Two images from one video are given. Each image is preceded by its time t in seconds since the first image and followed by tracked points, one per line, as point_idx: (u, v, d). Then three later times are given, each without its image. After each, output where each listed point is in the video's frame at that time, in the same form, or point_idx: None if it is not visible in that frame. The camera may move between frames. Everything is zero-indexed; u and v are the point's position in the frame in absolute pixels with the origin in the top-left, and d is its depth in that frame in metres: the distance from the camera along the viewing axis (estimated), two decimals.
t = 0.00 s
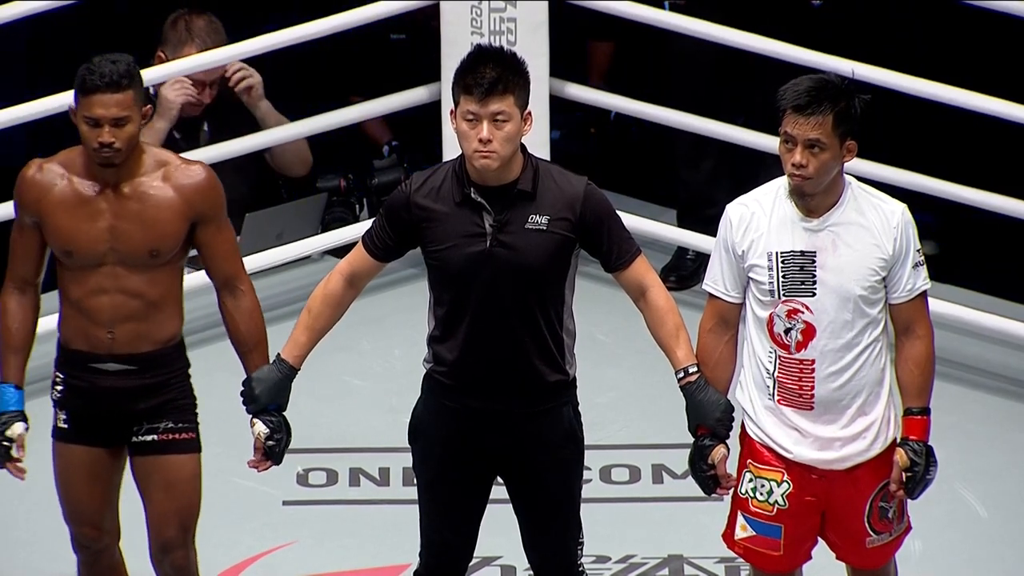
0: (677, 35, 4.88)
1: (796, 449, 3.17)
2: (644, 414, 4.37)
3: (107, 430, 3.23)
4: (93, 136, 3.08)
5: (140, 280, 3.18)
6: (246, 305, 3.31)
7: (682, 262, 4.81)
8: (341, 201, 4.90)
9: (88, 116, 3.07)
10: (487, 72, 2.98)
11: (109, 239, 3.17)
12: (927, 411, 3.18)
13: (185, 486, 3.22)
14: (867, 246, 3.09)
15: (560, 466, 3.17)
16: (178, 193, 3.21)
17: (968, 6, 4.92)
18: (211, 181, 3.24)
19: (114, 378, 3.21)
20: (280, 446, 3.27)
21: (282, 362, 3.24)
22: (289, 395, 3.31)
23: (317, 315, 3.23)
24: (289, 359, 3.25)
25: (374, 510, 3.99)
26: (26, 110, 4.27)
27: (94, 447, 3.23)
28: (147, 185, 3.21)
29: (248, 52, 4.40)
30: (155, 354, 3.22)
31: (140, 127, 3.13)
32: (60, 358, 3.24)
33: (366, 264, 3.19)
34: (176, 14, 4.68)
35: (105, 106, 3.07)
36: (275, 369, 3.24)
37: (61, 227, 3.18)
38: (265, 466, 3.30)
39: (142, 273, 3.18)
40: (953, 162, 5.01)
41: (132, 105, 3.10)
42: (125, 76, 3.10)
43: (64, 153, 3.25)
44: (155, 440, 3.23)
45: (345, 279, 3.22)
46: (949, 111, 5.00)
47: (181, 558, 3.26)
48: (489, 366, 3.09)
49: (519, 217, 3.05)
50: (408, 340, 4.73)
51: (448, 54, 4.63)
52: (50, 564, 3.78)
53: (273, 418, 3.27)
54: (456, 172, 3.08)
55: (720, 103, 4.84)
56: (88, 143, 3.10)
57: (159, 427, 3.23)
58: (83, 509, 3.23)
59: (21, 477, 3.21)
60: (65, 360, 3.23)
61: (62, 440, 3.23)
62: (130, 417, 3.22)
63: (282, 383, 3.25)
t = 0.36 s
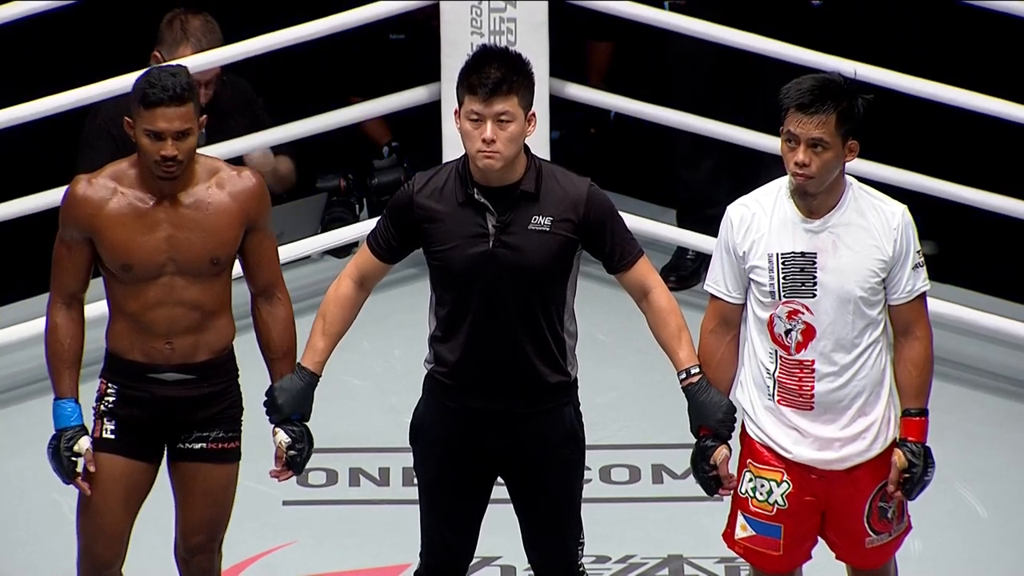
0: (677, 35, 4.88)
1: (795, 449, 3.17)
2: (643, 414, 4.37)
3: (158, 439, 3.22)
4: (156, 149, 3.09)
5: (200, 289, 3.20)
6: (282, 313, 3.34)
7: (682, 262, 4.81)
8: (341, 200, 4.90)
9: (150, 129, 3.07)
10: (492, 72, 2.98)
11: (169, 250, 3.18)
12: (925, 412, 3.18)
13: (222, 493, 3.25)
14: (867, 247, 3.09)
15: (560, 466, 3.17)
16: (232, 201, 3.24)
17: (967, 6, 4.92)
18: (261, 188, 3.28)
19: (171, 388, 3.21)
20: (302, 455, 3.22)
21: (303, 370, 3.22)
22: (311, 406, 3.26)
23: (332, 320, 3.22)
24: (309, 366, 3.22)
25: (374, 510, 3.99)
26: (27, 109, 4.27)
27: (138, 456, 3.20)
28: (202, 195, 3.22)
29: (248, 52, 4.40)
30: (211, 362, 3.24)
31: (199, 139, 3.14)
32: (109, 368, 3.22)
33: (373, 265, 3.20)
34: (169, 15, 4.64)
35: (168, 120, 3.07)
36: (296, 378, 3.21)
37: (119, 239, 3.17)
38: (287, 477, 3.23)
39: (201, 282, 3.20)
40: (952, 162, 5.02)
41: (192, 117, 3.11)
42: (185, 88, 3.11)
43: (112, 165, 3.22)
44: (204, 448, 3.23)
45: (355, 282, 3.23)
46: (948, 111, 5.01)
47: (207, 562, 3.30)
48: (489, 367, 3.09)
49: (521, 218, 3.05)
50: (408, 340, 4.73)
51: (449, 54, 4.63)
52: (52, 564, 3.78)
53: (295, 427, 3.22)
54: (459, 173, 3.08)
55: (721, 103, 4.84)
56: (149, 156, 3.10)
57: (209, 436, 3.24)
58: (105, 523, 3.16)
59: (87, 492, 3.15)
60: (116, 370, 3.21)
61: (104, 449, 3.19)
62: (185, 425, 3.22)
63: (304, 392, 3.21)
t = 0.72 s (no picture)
0: (677, 35, 4.89)
1: (796, 448, 3.17)
2: (643, 414, 4.37)
3: (165, 448, 3.23)
4: (165, 164, 3.09)
5: (209, 302, 3.21)
6: (291, 320, 3.36)
7: (682, 262, 4.81)
8: (341, 200, 4.90)
9: (161, 144, 3.08)
10: (498, 71, 2.98)
11: (178, 263, 3.19)
12: (926, 410, 3.18)
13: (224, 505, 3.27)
14: (868, 247, 3.10)
15: (561, 466, 3.17)
16: (243, 214, 3.24)
17: (967, 6, 4.93)
18: (273, 203, 3.28)
19: (180, 399, 3.21)
20: (314, 459, 3.25)
21: (316, 376, 3.22)
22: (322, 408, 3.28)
23: (341, 323, 3.22)
24: (321, 372, 3.23)
25: (374, 510, 3.99)
26: (26, 109, 4.26)
27: (146, 465, 3.19)
28: (213, 208, 3.22)
29: (247, 52, 4.39)
30: (220, 375, 3.25)
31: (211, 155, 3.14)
32: (116, 376, 3.23)
33: (376, 267, 3.21)
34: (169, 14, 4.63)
35: (179, 136, 3.07)
36: (309, 383, 3.21)
37: (129, 251, 3.18)
38: (300, 480, 3.27)
39: (210, 295, 3.21)
40: (952, 161, 5.02)
41: (204, 133, 3.11)
42: (197, 103, 3.11)
43: (124, 177, 3.23)
44: (208, 459, 3.25)
45: (361, 284, 3.23)
46: (947, 111, 5.01)
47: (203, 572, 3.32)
48: (491, 366, 3.09)
49: (524, 218, 3.06)
50: (408, 340, 4.72)
51: (449, 54, 4.63)
52: (52, 564, 3.78)
53: (307, 432, 3.24)
54: (463, 173, 3.08)
55: (721, 103, 4.84)
56: (159, 171, 3.10)
57: (213, 448, 3.25)
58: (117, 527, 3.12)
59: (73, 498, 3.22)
60: (123, 378, 3.22)
61: (111, 457, 3.17)
62: (193, 436, 3.23)
63: (316, 398, 3.22)
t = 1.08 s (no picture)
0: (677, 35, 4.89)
1: (796, 448, 3.17)
2: (643, 414, 4.37)
3: (139, 462, 3.20)
4: (142, 158, 3.09)
5: (182, 307, 3.20)
6: (276, 322, 3.36)
7: (682, 262, 4.81)
8: (341, 200, 4.89)
9: (138, 138, 3.08)
10: (500, 73, 2.98)
11: (153, 267, 3.18)
12: (927, 408, 3.19)
13: (206, 516, 3.26)
14: (867, 245, 3.10)
15: (562, 466, 3.17)
16: (216, 218, 3.25)
17: (967, 6, 4.93)
18: (245, 206, 3.29)
19: (151, 409, 3.19)
20: (315, 459, 3.24)
21: (314, 373, 3.21)
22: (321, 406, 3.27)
23: (342, 324, 3.22)
24: (321, 370, 3.22)
25: (374, 510, 3.99)
26: (26, 110, 4.26)
27: (123, 480, 3.18)
28: (186, 212, 3.23)
29: (245, 52, 4.39)
30: (190, 384, 3.23)
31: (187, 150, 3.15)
32: (84, 390, 3.21)
33: (375, 268, 3.21)
34: (168, 13, 4.63)
35: (155, 127, 3.08)
36: (307, 381, 3.20)
37: (102, 255, 3.17)
38: (302, 481, 3.27)
39: (183, 300, 3.20)
40: (952, 161, 5.02)
41: (179, 127, 3.12)
42: (172, 99, 3.13)
43: (96, 182, 3.23)
44: (186, 471, 3.23)
45: (359, 286, 3.23)
46: (946, 111, 5.01)
47: None
48: (492, 366, 3.09)
49: (525, 218, 3.06)
50: (407, 340, 4.72)
51: (449, 54, 4.62)
52: (50, 565, 3.77)
53: (307, 431, 3.23)
54: (464, 173, 3.08)
55: (721, 103, 4.84)
56: (136, 166, 3.11)
57: (190, 460, 3.23)
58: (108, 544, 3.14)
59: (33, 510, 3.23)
60: (92, 392, 3.19)
61: (89, 474, 3.16)
62: (167, 448, 3.21)
63: (316, 397, 3.21)
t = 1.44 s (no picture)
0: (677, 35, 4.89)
1: (796, 448, 3.17)
2: (644, 413, 4.37)
3: (118, 466, 3.21)
4: (129, 167, 3.08)
5: (160, 317, 3.19)
6: (261, 328, 3.37)
7: (682, 262, 4.81)
8: (341, 200, 4.89)
9: (126, 146, 3.07)
10: (497, 73, 2.98)
11: (133, 276, 3.17)
12: (927, 407, 3.18)
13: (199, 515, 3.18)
14: (866, 244, 3.09)
15: (561, 466, 3.17)
16: (195, 228, 3.24)
17: (968, 6, 4.92)
18: (223, 216, 3.28)
19: (127, 415, 3.19)
20: (312, 460, 3.25)
21: (308, 376, 3.21)
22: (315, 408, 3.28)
23: (337, 325, 3.21)
24: (315, 373, 3.21)
25: (374, 510, 3.99)
26: (28, 110, 4.26)
27: (104, 484, 3.19)
28: (165, 222, 3.22)
29: (246, 52, 4.39)
30: (166, 391, 3.23)
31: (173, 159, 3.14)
32: (61, 396, 3.21)
33: (372, 270, 3.20)
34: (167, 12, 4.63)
35: (143, 136, 3.07)
36: (300, 383, 3.20)
37: (82, 265, 3.15)
38: (299, 482, 3.27)
39: (162, 309, 3.19)
40: (952, 161, 5.02)
41: (166, 136, 3.11)
42: (159, 108, 3.13)
43: (76, 191, 3.21)
44: (168, 472, 3.21)
45: (355, 288, 3.22)
46: (947, 111, 5.01)
47: None
48: (492, 366, 3.09)
49: (524, 218, 3.06)
50: (407, 340, 4.72)
51: (449, 54, 4.62)
52: (47, 566, 3.77)
53: (301, 433, 3.24)
54: (462, 174, 3.08)
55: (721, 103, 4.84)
56: (122, 175, 3.09)
57: (172, 460, 3.22)
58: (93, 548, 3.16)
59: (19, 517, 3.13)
60: (69, 398, 3.19)
61: (71, 479, 3.17)
62: (144, 452, 3.21)
63: (309, 400, 3.21)
